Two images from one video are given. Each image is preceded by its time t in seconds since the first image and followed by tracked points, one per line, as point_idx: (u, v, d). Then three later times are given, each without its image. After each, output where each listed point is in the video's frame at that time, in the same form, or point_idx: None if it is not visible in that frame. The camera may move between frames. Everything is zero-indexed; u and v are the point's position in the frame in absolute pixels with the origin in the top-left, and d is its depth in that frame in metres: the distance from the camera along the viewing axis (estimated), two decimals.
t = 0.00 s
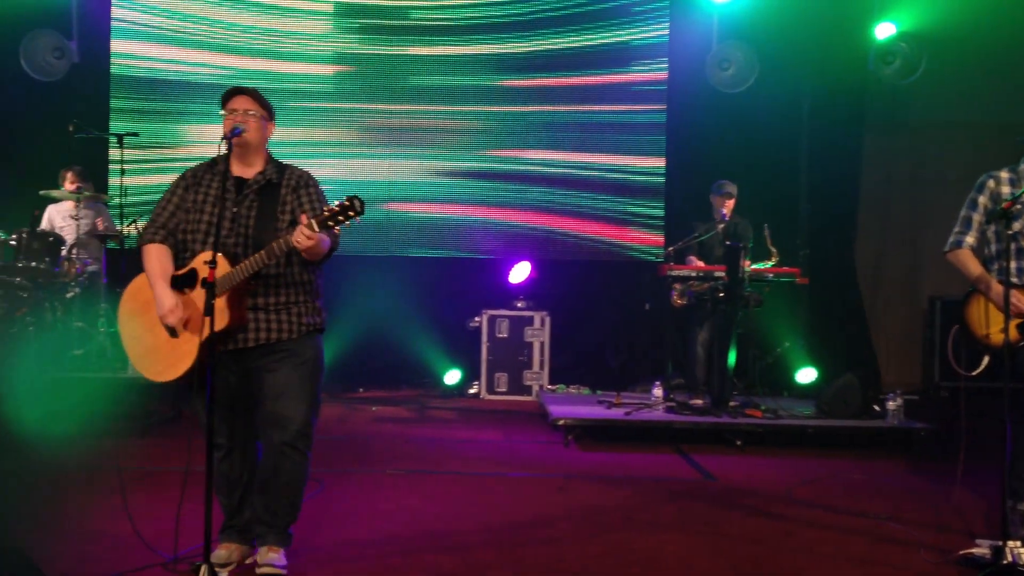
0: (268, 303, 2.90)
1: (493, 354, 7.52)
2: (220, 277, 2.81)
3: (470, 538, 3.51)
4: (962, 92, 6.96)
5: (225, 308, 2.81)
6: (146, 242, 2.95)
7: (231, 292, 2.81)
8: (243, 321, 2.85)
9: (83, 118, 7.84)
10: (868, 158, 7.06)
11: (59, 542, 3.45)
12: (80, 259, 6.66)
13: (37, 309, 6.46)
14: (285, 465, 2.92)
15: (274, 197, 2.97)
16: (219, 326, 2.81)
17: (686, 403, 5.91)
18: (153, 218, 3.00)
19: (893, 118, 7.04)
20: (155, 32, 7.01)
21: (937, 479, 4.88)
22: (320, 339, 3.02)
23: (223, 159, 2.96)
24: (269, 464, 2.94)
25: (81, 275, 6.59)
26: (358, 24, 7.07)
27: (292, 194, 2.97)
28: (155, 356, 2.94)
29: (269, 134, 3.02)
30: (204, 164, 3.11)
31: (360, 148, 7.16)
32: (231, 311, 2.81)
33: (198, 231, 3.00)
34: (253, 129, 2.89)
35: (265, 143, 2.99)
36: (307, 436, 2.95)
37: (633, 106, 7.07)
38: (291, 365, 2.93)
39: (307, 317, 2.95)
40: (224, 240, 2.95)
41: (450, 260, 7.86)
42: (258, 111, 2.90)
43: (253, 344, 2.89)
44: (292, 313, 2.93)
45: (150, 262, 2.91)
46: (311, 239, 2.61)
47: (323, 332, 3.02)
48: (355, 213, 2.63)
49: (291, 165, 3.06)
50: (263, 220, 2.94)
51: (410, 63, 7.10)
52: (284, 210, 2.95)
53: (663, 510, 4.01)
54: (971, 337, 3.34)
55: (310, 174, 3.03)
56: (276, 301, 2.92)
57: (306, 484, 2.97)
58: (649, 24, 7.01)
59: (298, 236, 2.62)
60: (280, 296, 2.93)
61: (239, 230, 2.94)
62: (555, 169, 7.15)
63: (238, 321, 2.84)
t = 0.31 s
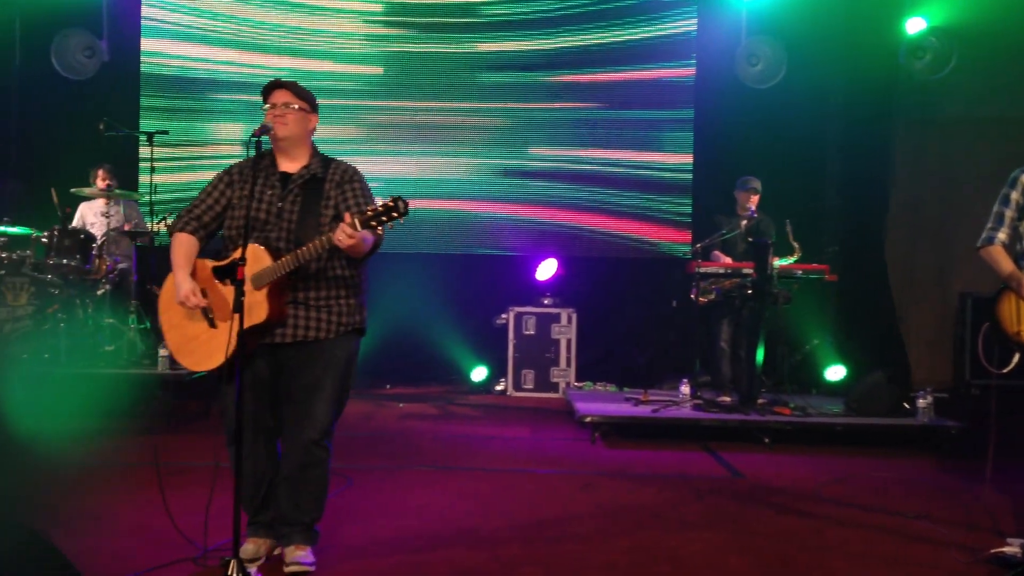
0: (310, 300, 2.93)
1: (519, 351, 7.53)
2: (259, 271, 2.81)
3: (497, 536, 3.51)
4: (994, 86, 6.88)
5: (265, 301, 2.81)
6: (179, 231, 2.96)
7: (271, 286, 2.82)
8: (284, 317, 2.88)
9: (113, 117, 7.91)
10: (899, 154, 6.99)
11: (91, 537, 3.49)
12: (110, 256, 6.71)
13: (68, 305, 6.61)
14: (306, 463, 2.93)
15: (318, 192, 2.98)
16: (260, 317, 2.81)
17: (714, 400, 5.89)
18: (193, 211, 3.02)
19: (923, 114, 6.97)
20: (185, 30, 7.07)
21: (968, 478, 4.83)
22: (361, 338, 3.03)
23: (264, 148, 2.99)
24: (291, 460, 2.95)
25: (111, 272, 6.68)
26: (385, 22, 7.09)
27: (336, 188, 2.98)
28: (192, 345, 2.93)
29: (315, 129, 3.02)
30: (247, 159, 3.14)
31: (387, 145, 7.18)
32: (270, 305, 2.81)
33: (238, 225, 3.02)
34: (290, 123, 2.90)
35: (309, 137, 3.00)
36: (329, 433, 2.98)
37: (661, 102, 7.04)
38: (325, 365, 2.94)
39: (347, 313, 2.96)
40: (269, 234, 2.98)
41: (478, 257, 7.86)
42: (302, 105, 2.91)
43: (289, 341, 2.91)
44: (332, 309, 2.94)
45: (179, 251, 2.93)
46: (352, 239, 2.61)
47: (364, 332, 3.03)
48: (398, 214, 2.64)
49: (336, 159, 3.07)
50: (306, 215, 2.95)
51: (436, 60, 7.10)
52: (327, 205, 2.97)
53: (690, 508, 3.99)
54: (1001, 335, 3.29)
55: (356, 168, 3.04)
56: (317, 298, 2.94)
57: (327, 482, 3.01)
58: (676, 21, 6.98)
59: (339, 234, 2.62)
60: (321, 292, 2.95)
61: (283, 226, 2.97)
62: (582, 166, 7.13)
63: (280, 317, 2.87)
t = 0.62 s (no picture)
0: (344, 301, 2.93)
1: (547, 351, 7.53)
2: (293, 273, 2.83)
3: (524, 536, 3.51)
4: None
5: (299, 304, 2.81)
6: (217, 239, 2.98)
7: (304, 288, 2.82)
8: (320, 319, 2.88)
9: (144, 117, 7.98)
10: (930, 153, 6.92)
11: (121, 534, 3.52)
12: (142, 256, 6.65)
13: (99, 304, 6.66)
14: (339, 459, 2.96)
15: (348, 193, 3.00)
16: (293, 320, 2.81)
17: (743, 401, 5.86)
18: (226, 219, 3.04)
19: (954, 112, 6.90)
20: (214, 31, 7.11)
21: (999, 480, 4.78)
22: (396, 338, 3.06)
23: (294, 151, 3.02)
24: (324, 457, 2.98)
25: (143, 272, 6.59)
26: (413, 22, 7.11)
27: (366, 188, 3.01)
28: (231, 348, 2.96)
29: (341, 127, 3.03)
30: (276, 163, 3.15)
31: (415, 145, 7.19)
32: (304, 308, 2.81)
33: (267, 229, 3.02)
34: (315, 125, 2.92)
35: (335, 136, 3.01)
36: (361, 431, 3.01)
37: (690, 101, 7.01)
38: (362, 365, 2.96)
39: (382, 313, 2.98)
40: (300, 238, 2.98)
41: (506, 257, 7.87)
42: (325, 105, 2.92)
43: (327, 342, 2.92)
44: (368, 310, 2.95)
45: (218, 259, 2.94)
46: (378, 238, 2.60)
47: (399, 331, 3.06)
48: (426, 213, 2.64)
49: (362, 157, 3.10)
50: (337, 216, 2.96)
51: (464, 60, 7.11)
52: (357, 205, 2.99)
53: (718, 509, 3.97)
54: None
55: (384, 165, 3.07)
56: (352, 299, 2.94)
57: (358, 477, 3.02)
58: (704, 19, 6.95)
59: (365, 234, 2.62)
60: (356, 293, 2.95)
61: (315, 229, 2.98)
62: (609, 166, 7.11)
63: (316, 319, 2.86)
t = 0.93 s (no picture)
0: (363, 300, 2.94)
1: (568, 350, 7.51)
2: (312, 274, 2.83)
3: (546, 535, 3.51)
4: None
5: (319, 304, 2.81)
6: (236, 242, 3.00)
7: (324, 287, 2.82)
8: (340, 318, 2.88)
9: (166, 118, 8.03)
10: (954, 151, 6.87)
11: (143, 532, 3.53)
12: (164, 256, 6.68)
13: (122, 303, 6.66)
14: (359, 458, 2.97)
15: (365, 191, 3.00)
16: (314, 320, 2.81)
17: (765, 401, 5.84)
18: (245, 221, 3.06)
19: (979, 110, 6.85)
20: (236, 32, 7.15)
21: None
22: (415, 337, 3.06)
23: (308, 151, 3.02)
24: (344, 456, 2.99)
25: (166, 271, 6.63)
26: (433, 22, 7.12)
27: (384, 186, 3.01)
28: (251, 351, 2.96)
29: (356, 128, 3.04)
30: (294, 164, 3.16)
31: (436, 144, 7.20)
32: (324, 307, 2.81)
33: (286, 229, 3.03)
34: (332, 126, 2.92)
35: (351, 136, 3.02)
36: (381, 430, 3.02)
37: (711, 100, 6.98)
38: (382, 364, 2.96)
39: (401, 312, 2.98)
40: (320, 238, 2.99)
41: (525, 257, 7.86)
42: (342, 105, 2.93)
43: (347, 342, 2.92)
44: (387, 310, 2.95)
45: (240, 263, 2.96)
46: (399, 237, 2.60)
47: (418, 330, 3.06)
48: (445, 210, 2.63)
49: (380, 156, 3.10)
50: (356, 214, 2.96)
51: (486, 59, 7.13)
52: (375, 204, 2.99)
53: (739, 509, 3.96)
54: None
55: (400, 164, 3.08)
56: (371, 298, 2.95)
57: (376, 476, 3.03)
58: (725, 18, 6.93)
59: (385, 233, 2.61)
60: (374, 292, 2.96)
61: (334, 227, 2.98)
62: (630, 164, 7.09)
63: (336, 318, 2.86)
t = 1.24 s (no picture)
0: (393, 299, 2.94)
1: (598, 349, 7.51)
2: (344, 272, 2.84)
3: (578, 535, 3.50)
4: None
5: (349, 303, 2.83)
6: (265, 241, 3.02)
7: (355, 286, 2.83)
8: (369, 317, 2.88)
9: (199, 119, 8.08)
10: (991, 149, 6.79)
11: (177, 529, 3.56)
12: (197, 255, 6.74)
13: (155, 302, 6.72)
14: (387, 456, 2.98)
15: (394, 191, 3.01)
16: (344, 318, 2.82)
17: (798, 401, 5.79)
18: (275, 220, 3.08)
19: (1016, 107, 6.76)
20: (268, 33, 7.19)
21: None
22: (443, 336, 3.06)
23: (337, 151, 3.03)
24: (373, 454, 2.99)
25: (198, 271, 6.68)
26: (464, 22, 7.13)
27: (414, 186, 3.01)
28: (281, 347, 2.97)
29: (384, 126, 3.04)
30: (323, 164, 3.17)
31: (466, 143, 7.20)
32: (354, 306, 2.83)
33: (316, 229, 3.04)
34: (362, 126, 2.92)
35: (380, 135, 3.02)
36: (409, 429, 3.02)
37: (743, 98, 6.94)
38: (411, 364, 2.96)
39: (429, 312, 2.98)
40: (350, 236, 2.99)
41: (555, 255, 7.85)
42: (372, 108, 2.93)
43: (376, 341, 2.93)
44: (415, 309, 2.96)
45: (268, 255, 2.98)
46: (433, 238, 2.61)
47: (446, 329, 3.06)
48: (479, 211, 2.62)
49: (408, 156, 3.10)
50: (387, 213, 2.97)
51: (516, 59, 7.13)
52: (404, 203, 2.99)
53: (771, 510, 3.93)
54: None
55: (430, 163, 3.08)
56: (399, 297, 2.96)
57: (405, 475, 3.04)
58: (757, 15, 6.88)
59: (419, 234, 2.62)
60: (402, 291, 2.96)
61: (363, 226, 2.98)
62: (661, 162, 7.06)
63: (365, 317, 2.87)
